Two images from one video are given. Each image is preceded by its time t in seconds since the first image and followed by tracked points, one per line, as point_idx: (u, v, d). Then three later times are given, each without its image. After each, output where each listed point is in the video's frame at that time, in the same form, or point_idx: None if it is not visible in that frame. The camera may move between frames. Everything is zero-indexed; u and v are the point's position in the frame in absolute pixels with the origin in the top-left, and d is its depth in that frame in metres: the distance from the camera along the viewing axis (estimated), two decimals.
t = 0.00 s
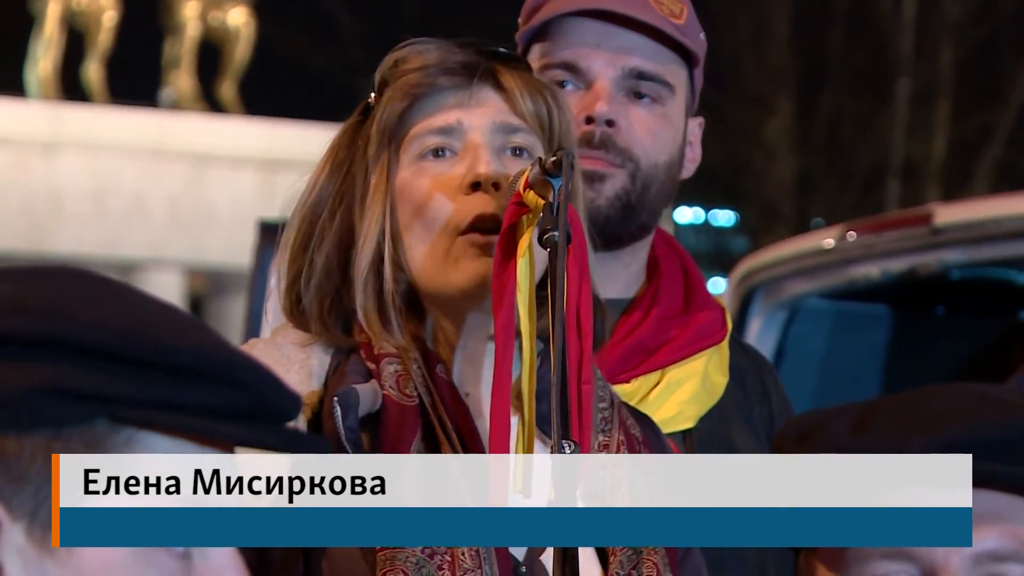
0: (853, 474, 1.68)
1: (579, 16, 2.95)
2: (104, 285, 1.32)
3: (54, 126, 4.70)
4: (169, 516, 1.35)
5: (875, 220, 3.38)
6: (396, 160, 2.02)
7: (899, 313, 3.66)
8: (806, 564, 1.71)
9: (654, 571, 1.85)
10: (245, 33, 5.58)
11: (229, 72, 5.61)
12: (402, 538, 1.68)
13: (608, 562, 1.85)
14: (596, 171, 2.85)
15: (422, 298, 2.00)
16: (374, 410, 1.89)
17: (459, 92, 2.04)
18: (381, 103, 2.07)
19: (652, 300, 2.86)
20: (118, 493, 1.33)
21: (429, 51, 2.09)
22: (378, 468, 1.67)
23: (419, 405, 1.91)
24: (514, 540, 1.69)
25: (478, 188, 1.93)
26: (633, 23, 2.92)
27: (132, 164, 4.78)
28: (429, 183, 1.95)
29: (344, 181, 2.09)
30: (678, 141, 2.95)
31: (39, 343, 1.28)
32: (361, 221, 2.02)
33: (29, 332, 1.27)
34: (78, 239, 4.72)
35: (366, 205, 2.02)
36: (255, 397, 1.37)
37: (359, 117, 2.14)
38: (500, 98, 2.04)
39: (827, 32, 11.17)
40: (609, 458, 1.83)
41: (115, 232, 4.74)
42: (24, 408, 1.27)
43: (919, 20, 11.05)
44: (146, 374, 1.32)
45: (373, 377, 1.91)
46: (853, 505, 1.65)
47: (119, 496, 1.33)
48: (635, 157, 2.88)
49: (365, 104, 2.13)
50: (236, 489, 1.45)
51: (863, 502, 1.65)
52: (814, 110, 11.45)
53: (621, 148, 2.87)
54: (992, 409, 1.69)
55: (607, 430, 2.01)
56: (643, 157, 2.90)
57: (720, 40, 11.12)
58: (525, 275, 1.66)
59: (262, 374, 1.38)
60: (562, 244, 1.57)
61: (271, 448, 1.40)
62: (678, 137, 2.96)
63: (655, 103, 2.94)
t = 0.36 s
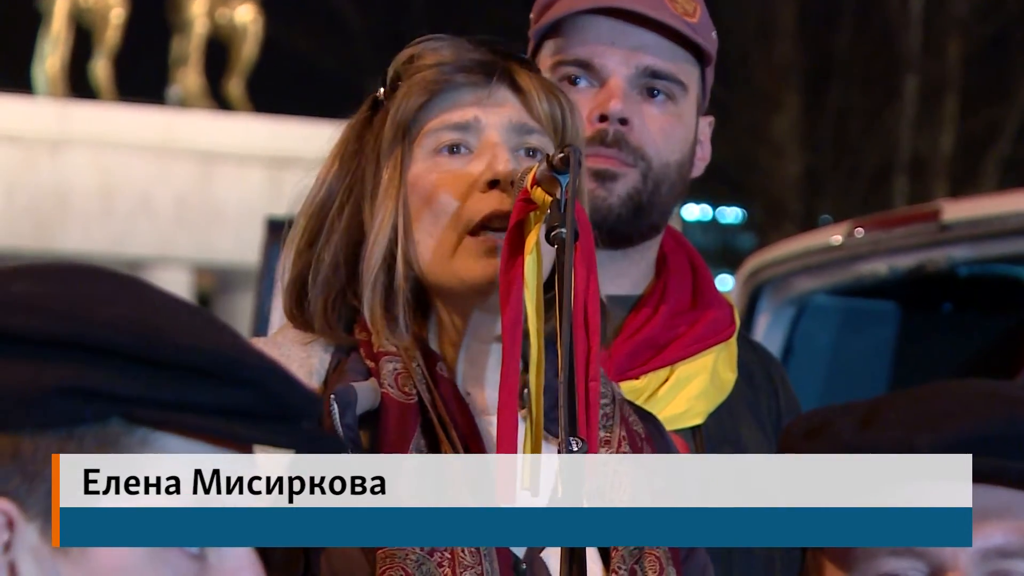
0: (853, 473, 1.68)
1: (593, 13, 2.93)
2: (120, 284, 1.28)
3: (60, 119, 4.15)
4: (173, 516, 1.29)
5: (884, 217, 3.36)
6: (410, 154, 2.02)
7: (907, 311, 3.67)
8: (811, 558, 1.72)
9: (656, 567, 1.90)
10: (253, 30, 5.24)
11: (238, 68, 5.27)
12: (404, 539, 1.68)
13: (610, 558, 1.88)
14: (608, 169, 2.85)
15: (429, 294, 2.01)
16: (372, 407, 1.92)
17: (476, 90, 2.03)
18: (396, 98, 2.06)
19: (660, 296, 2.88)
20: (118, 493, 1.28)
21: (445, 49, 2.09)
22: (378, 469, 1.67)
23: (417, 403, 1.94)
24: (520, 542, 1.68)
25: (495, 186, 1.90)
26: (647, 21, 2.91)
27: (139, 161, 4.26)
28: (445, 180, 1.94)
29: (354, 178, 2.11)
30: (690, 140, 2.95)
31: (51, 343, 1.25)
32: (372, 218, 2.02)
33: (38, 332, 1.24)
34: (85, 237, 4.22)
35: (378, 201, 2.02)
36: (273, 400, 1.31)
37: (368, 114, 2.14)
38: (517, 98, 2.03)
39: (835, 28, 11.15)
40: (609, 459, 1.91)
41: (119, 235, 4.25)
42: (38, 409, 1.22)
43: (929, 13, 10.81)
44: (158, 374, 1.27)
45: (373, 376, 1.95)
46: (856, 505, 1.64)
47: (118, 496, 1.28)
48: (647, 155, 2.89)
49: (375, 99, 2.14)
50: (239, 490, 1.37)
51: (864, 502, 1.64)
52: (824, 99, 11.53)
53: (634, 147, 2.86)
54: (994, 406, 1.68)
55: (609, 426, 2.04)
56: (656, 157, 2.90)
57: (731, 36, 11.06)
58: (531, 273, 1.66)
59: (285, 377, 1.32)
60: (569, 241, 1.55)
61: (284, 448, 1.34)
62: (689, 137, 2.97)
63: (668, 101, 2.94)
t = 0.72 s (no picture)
0: (852, 473, 1.70)
1: (599, 15, 2.92)
2: (125, 289, 1.30)
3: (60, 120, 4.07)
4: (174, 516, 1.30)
5: (884, 213, 3.37)
6: (436, 146, 2.02)
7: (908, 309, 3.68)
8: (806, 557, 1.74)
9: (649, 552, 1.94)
10: (254, 28, 5.23)
11: (239, 66, 5.14)
12: (401, 539, 1.69)
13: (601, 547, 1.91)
14: (614, 170, 2.87)
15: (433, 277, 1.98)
16: (352, 407, 1.93)
17: (499, 86, 2.09)
18: (416, 87, 2.07)
19: (661, 295, 2.89)
20: (118, 493, 1.29)
21: (457, 42, 2.12)
22: (378, 471, 1.69)
23: (400, 399, 1.95)
24: (514, 541, 1.69)
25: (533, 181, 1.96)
26: (655, 23, 2.90)
27: (140, 159, 4.15)
28: (481, 172, 1.96)
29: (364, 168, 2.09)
30: (694, 141, 2.97)
31: (54, 347, 1.26)
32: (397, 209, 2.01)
33: (43, 336, 1.25)
34: (86, 234, 4.09)
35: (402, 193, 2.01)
36: (275, 403, 1.36)
37: (373, 107, 2.12)
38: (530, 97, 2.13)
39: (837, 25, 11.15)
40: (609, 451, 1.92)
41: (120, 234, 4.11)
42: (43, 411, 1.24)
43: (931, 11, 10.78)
44: (163, 380, 1.30)
45: (355, 373, 1.97)
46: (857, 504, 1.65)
47: (118, 495, 1.29)
48: (652, 158, 2.91)
49: (377, 85, 2.12)
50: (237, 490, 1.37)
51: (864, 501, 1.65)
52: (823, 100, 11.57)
53: (640, 149, 2.89)
54: (995, 403, 1.67)
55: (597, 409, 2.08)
56: (661, 159, 2.92)
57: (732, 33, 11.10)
58: (533, 270, 1.66)
59: (285, 379, 1.37)
60: (570, 238, 1.55)
61: (279, 452, 1.38)
62: (693, 138, 2.98)
63: (675, 104, 2.95)
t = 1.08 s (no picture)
0: (861, 473, 1.66)
1: (604, 22, 2.96)
2: (121, 298, 1.33)
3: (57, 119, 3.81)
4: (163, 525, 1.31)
5: (883, 216, 3.37)
6: (402, 154, 2.02)
7: (908, 310, 3.72)
8: (815, 560, 1.74)
9: (649, 553, 1.94)
10: (252, 30, 5.18)
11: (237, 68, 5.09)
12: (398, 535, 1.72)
13: (603, 545, 1.94)
14: (616, 177, 2.85)
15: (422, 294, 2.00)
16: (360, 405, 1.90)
17: (469, 90, 2.05)
18: (386, 95, 2.05)
19: (660, 301, 2.88)
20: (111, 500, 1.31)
21: (431, 46, 2.09)
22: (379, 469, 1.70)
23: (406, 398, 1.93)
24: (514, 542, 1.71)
25: (496, 188, 1.94)
26: (659, 31, 2.93)
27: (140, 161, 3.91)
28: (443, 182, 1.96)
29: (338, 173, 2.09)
30: (696, 150, 2.97)
31: (48, 355, 1.28)
32: (361, 217, 2.01)
33: (38, 345, 1.26)
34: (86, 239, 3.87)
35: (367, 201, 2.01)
36: (264, 414, 1.37)
37: (355, 112, 2.12)
38: (508, 96, 2.07)
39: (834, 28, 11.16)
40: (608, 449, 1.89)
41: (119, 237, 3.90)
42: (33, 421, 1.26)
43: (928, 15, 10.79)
44: (157, 390, 1.31)
45: (362, 370, 1.94)
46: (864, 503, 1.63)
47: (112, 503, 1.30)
48: (654, 165, 2.89)
49: (355, 92, 2.12)
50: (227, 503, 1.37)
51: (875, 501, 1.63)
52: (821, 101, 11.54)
53: (643, 155, 2.88)
54: (1005, 403, 1.64)
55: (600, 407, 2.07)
56: (663, 166, 2.91)
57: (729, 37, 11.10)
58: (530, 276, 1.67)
59: (276, 392, 1.39)
60: (568, 241, 1.55)
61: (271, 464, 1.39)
62: (694, 146, 2.99)
63: (678, 111, 2.97)
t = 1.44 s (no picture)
0: (863, 475, 1.66)
1: (607, 26, 2.96)
2: (136, 306, 1.25)
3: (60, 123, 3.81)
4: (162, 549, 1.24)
5: (884, 217, 3.37)
6: (437, 154, 2.02)
7: (907, 309, 3.71)
8: (815, 560, 1.73)
9: (651, 542, 1.97)
10: (254, 31, 5.14)
11: (239, 69, 5.06)
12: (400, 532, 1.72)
13: (607, 537, 1.95)
14: (620, 180, 2.85)
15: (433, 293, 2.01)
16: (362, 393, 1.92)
17: (502, 97, 2.09)
18: (422, 95, 2.06)
19: (662, 302, 2.88)
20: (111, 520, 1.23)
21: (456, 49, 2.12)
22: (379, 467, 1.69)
23: (407, 390, 1.95)
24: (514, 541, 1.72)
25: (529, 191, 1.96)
26: (663, 34, 2.94)
27: (142, 162, 3.92)
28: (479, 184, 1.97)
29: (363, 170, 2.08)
30: (700, 152, 2.99)
31: (53, 371, 1.20)
32: (394, 215, 2.01)
33: (43, 361, 1.19)
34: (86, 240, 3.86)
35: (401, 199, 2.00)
36: (275, 441, 1.29)
37: (373, 110, 2.10)
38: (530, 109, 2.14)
39: (836, 29, 11.15)
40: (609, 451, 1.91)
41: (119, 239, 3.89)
42: (40, 434, 1.19)
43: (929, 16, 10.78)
44: (165, 413, 1.24)
45: (364, 360, 1.95)
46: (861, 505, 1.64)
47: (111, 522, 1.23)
48: (658, 168, 2.90)
49: (375, 86, 2.11)
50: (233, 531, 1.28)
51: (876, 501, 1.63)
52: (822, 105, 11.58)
53: (647, 158, 2.88)
54: (1005, 404, 1.64)
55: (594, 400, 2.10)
56: (667, 168, 2.92)
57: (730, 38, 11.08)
58: (532, 274, 1.67)
59: (291, 417, 1.30)
60: (570, 243, 1.55)
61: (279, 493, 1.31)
62: (698, 147, 3.00)
63: (682, 115, 2.98)
